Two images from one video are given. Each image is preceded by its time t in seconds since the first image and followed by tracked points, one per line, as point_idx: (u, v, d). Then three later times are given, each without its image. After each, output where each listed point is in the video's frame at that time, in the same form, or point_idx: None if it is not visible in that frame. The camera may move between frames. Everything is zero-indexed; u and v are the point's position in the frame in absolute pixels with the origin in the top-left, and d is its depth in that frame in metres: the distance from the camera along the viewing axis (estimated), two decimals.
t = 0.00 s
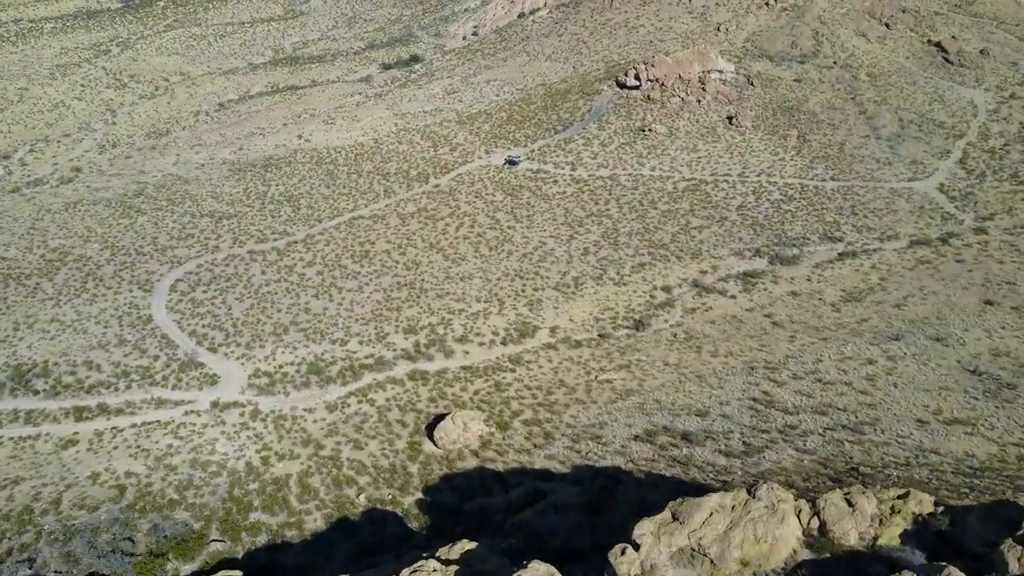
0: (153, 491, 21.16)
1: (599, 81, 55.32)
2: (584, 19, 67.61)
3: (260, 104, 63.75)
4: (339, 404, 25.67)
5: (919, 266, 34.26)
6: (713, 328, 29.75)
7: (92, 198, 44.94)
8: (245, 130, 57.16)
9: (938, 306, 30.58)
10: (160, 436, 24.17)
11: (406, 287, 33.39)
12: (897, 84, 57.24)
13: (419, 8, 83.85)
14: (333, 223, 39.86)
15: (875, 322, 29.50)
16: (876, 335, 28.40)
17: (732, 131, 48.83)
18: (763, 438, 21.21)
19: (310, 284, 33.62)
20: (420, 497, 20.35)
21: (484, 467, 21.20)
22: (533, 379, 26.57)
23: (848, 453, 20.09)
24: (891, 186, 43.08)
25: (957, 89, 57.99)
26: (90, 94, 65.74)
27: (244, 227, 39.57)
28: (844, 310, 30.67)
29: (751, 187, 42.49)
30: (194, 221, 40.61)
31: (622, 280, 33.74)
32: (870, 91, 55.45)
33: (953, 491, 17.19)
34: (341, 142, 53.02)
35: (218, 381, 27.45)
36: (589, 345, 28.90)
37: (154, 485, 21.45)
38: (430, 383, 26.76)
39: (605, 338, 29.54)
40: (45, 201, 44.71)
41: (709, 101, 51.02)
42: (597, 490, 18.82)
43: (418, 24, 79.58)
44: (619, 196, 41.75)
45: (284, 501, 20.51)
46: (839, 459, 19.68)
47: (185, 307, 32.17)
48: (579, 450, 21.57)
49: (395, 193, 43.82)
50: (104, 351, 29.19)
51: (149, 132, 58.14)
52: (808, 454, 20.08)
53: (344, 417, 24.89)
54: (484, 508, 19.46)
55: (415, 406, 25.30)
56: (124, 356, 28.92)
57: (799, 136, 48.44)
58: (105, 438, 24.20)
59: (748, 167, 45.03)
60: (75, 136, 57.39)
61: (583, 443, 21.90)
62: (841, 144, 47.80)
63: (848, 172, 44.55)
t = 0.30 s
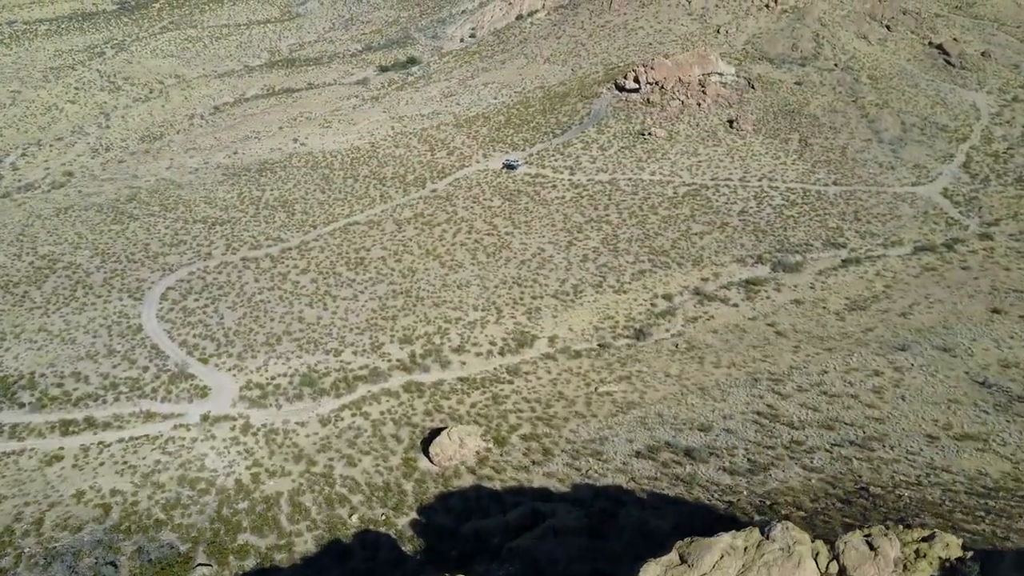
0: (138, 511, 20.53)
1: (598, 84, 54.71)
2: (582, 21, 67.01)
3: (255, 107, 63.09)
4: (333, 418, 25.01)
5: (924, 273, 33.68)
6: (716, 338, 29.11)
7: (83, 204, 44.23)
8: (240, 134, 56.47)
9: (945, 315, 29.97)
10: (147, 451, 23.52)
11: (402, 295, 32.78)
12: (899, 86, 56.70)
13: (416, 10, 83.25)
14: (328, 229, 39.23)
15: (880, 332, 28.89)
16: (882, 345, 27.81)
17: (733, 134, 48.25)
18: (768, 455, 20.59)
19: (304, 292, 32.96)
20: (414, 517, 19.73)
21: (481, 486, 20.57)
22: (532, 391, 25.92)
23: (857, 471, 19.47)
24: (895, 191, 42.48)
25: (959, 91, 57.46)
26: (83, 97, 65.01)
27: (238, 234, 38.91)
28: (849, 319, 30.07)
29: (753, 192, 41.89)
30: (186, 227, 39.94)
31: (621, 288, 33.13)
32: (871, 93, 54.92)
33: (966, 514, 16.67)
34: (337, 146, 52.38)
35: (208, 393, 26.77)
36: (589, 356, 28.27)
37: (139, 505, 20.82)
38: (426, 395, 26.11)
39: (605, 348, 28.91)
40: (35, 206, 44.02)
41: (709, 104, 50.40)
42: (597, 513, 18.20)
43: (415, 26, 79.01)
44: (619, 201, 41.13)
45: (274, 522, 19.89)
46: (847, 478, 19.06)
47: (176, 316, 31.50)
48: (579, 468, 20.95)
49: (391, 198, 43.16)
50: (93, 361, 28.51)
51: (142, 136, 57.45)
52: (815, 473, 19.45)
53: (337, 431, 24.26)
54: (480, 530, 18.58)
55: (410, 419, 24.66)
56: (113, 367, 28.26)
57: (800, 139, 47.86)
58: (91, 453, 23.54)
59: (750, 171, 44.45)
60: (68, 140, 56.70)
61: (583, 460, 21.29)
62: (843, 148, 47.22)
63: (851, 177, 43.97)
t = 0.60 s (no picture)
0: (123, 534, 19.87)
1: (597, 87, 54.05)
2: (581, 23, 66.34)
3: (250, 110, 62.37)
4: (325, 433, 24.31)
5: (931, 281, 33.02)
6: (719, 349, 28.43)
7: (74, 209, 43.52)
8: (235, 137, 55.77)
9: (953, 324, 29.29)
10: (134, 468, 22.81)
11: (397, 303, 32.08)
12: (901, 89, 56.08)
13: (414, 11, 82.51)
14: (322, 236, 38.54)
15: (887, 342, 28.24)
16: (889, 355, 27.14)
17: (734, 138, 47.60)
18: (774, 473, 19.94)
19: (298, 301, 32.25)
20: (408, 540, 19.09)
21: (478, 507, 19.93)
22: (530, 404, 25.23)
23: (867, 491, 18.81)
24: (898, 196, 41.82)
25: (961, 94, 56.84)
26: (76, 100, 64.27)
27: (231, 240, 38.21)
28: (855, 328, 29.42)
29: (754, 197, 41.24)
30: (179, 234, 39.23)
31: (621, 296, 32.45)
32: (873, 96, 54.29)
33: (983, 540, 16.07)
34: (332, 150, 51.69)
35: (198, 407, 26.04)
36: (589, 367, 27.59)
37: (124, 526, 20.17)
38: (421, 409, 25.40)
39: (605, 359, 28.22)
40: (25, 212, 43.32)
41: (710, 107, 49.74)
42: (598, 538, 17.56)
43: (412, 28, 78.33)
44: (619, 206, 40.47)
45: (263, 545, 19.23)
46: (858, 499, 18.37)
47: (166, 326, 30.78)
48: (579, 487, 20.30)
49: (387, 204, 42.48)
50: (80, 373, 27.79)
51: (135, 140, 56.73)
52: (824, 493, 18.78)
53: (330, 446, 23.57)
54: (475, 554, 17.96)
55: (405, 434, 23.98)
56: (100, 379, 27.54)
57: (802, 143, 47.24)
58: (75, 470, 22.83)
59: (751, 176, 43.80)
60: (60, 144, 55.98)
61: (583, 479, 20.63)
62: (845, 152, 46.60)
63: (854, 181, 43.34)
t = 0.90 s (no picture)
0: (105, 559, 19.15)
1: (596, 90, 53.35)
2: (579, 25, 65.64)
3: (245, 113, 61.59)
4: (317, 449, 23.54)
5: (938, 289, 32.31)
6: (723, 360, 27.69)
7: (64, 215, 42.71)
8: (229, 141, 55.01)
9: (962, 335, 28.58)
10: (118, 487, 22.05)
11: (393, 313, 31.33)
12: (903, 92, 55.43)
13: (411, 13, 81.77)
14: (317, 243, 37.80)
15: (895, 353, 27.54)
16: (897, 367, 26.42)
17: (735, 141, 46.91)
18: (781, 494, 19.23)
19: (291, 311, 31.48)
20: (402, 565, 18.40)
21: (474, 530, 19.24)
22: (529, 419, 24.46)
23: (879, 514, 18.10)
24: (903, 201, 41.13)
25: (964, 96, 56.22)
26: (69, 103, 63.47)
27: (224, 247, 37.45)
28: (862, 339, 28.69)
29: (757, 202, 40.55)
30: (170, 241, 38.47)
31: (621, 305, 31.70)
32: (875, 99, 53.63)
33: (1003, 567, 15.35)
34: (328, 154, 50.94)
35: (187, 421, 25.26)
36: (589, 379, 26.85)
37: (106, 550, 19.46)
38: (416, 424, 24.64)
39: (606, 370, 27.49)
40: (14, 218, 42.52)
41: (710, 110, 49.00)
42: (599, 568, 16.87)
43: (410, 29, 77.64)
44: (619, 212, 39.74)
45: (251, 570, 18.53)
46: (870, 522, 17.68)
47: (156, 337, 30.02)
48: (579, 509, 19.60)
49: (383, 209, 41.73)
50: (66, 387, 27.01)
51: (128, 143, 55.94)
52: (834, 516, 18.08)
53: (321, 464, 22.80)
54: None
55: (400, 450, 23.24)
56: (86, 392, 26.77)
57: (804, 147, 46.56)
58: (57, 489, 22.06)
59: (753, 180, 43.12)
60: (52, 148, 55.18)
61: (583, 500, 19.92)
62: (848, 156, 45.94)
63: (857, 186, 42.67)
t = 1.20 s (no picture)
0: None
1: (595, 92, 52.62)
2: (578, 27, 64.94)
3: (239, 116, 60.83)
4: (308, 467, 22.78)
5: (946, 297, 31.62)
6: (727, 372, 26.96)
7: (53, 221, 41.90)
8: (223, 145, 54.23)
9: (972, 345, 27.87)
10: (102, 507, 21.26)
11: (388, 322, 30.57)
12: (906, 94, 54.77)
13: (409, 15, 81.07)
14: (311, 249, 37.05)
15: (904, 365, 26.82)
16: (906, 379, 25.71)
17: (737, 144, 46.20)
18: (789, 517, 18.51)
19: (283, 321, 30.71)
20: None
21: (471, 555, 18.53)
22: (528, 434, 23.71)
23: (892, 538, 17.53)
24: (907, 206, 40.44)
25: (967, 99, 55.57)
26: (61, 106, 62.65)
27: (216, 254, 36.68)
28: (869, 349, 27.96)
29: (759, 207, 39.84)
30: (161, 248, 37.68)
31: (622, 314, 30.95)
32: (878, 101, 52.95)
33: None
34: (323, 157, 50.17)
35: (175, 437, 24.48)
36: (589, 392, 26.10)
37: None
38: (411, 440, 23.88)
39: (607, 383, 26.74)
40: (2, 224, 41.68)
41: (711, 113, 48.31)
42: None
43: (406, 31, 76.92)
44: (619, 217, 39.00)
45: None
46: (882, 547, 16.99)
47: (144, 348, 29.23)
48: (579, 532, 18.89)
49: (379, 215, 40.96)
50: (50, 401, 26.21)
51: (121, 147, 55.15)
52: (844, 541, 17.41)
53: (312, 482, 22.06)
54: None
55: (394, 468, 22.50)
56: (72, 406, 25.98)
57: (807, 151, 45.88)
58: (39, 510, 21.28)
59: (755, 185, 42.41)
60: (43, 152, 54.34)
61: (583, 523, 19.21)
62: (852, 160, 45.25)
63: (861, 190, 41.98)
